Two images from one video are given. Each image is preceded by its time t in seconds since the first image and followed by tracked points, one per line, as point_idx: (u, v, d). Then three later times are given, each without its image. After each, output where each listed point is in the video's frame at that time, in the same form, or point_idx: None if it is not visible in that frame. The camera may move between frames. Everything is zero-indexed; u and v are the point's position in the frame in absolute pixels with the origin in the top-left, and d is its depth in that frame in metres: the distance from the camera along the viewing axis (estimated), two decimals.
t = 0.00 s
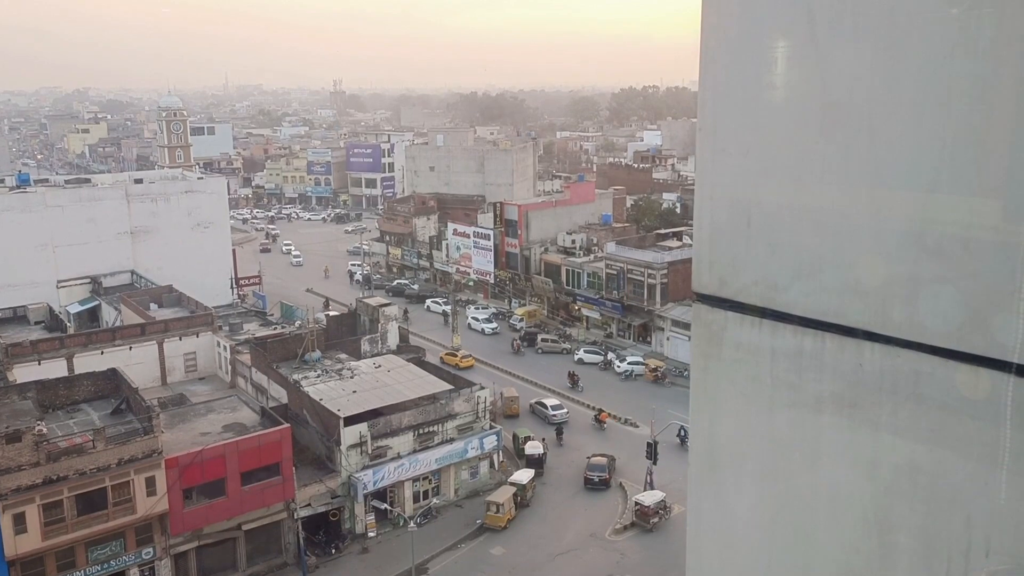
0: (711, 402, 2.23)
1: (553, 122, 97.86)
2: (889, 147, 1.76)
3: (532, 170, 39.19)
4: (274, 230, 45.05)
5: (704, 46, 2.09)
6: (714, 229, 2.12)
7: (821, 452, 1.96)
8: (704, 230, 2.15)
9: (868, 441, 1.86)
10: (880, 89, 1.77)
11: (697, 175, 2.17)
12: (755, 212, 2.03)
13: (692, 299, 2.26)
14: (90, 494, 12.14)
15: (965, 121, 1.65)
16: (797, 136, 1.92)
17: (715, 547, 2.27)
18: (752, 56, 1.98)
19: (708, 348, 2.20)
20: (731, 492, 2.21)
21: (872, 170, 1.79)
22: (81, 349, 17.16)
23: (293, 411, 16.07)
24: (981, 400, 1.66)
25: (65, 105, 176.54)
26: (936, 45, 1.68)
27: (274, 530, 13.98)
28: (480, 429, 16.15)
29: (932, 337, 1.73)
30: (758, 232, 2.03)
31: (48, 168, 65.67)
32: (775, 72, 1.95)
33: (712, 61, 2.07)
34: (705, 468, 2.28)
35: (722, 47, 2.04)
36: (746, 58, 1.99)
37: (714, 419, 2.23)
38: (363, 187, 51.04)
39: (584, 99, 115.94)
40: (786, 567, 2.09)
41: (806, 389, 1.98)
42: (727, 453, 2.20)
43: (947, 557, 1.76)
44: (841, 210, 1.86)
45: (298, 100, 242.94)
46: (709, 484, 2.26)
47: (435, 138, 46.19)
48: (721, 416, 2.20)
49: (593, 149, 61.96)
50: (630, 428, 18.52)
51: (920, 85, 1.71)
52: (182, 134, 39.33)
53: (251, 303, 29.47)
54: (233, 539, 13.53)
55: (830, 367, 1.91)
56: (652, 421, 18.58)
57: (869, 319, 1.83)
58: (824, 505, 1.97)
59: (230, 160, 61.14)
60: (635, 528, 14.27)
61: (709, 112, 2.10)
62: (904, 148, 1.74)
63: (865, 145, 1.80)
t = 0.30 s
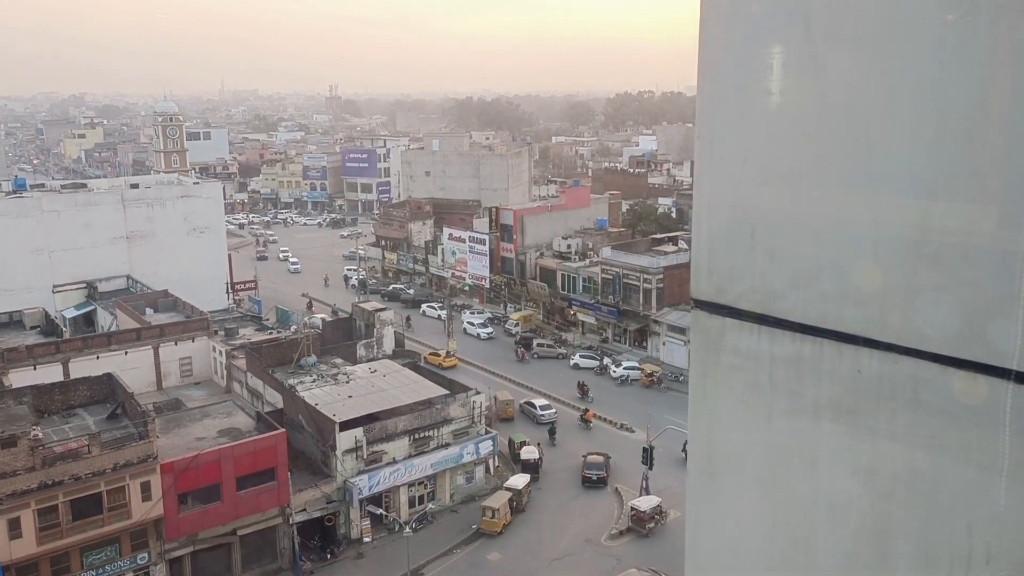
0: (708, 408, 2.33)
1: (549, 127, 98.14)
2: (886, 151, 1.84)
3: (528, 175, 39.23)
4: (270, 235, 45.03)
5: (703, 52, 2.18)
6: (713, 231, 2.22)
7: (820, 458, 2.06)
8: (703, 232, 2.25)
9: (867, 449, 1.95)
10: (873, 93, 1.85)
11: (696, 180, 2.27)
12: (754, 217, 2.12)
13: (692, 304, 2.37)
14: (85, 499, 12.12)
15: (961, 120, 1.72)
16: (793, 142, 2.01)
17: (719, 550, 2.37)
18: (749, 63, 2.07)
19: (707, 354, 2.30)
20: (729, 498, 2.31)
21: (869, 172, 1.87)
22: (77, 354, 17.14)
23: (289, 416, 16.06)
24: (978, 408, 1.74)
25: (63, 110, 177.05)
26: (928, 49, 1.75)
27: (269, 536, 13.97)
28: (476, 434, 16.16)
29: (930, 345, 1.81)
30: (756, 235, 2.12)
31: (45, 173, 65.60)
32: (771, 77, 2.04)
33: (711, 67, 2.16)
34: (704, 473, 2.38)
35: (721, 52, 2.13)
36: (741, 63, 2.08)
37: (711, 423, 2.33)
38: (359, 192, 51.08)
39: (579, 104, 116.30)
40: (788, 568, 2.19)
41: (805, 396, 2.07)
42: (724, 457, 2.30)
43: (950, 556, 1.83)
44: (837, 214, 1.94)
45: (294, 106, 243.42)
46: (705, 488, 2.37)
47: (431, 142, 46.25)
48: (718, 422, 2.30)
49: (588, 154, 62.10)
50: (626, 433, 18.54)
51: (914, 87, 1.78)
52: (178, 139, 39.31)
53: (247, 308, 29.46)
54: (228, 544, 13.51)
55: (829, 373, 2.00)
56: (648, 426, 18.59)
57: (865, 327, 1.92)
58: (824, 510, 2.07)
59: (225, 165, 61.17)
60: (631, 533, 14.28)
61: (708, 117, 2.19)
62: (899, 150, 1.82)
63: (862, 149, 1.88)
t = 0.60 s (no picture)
0: (712, 423, 2.60)
1: (548, 134, 98.18)
2: (890, 158, 2.04)
3: (527, 181, 39.22)
4: (269, 241, 45.00)
5: (709, 64, 2.42)
6: (718, 241, 2.47)
7: (826, 465, 2.28)
8: (708, 243, 2.50)
9: (873, 457, 2.16)
10: (867, 97, 2.07)
11: (703, 185, 2.50)
12: (759, 223, 2.35)
13: (693, 310, 2.62)
14: (85, 505, 12.12)
15: (948, 122, 1.93)
16: (794, 145, 2.24)
17: (736, 553, 2.57)
18: (752, 73, 2.30)
19: (713, 368, 2.57)
20: (735, 507, 2.56)
21: (871, 179, 2.08)
22: (77, 359, 17.14)
23: (288, 422, 16.06)
24: (980, 412, 1.93)
25: (64, 116, 177.15)
26: (917, 56, 1.96)
27: (269, 542, 13.96)
28: (475, 440, 16.16)
29: (933, 352, 2.01)
30: (757, 244, 2.36)
31: (44, 179, 65.55)
32: (772, 83, 2.27)
33: (716, 80, 2.40)
34: (708, 486, 2.63)
35: (725, 63, 2.36)
36: (744, 71, 2.32)
37: (715, 439, 2.60)
38: (358, 198, 51.11)
39: (578, 110, 116.38)
40: (798, 563, 2.40)
41: (811, 404, 2.30)
42: (729, 466, 2.56)
43: (960, 556, 2.02)
44: (835, 220, 2.17)
45: (294, 112, 243.77)
46: (712, 499, 2.62)
47: (430, 149, 46.26)
48: (721, 437, 2.57)
49: (587, 160, 62.13)
50: (625, 440, 18.55)
51: (905, 92, 2.00)
52: (177, 146, 39.33)
53: (247, 314, 29.41)
54: (226, 551, 13.46)
55: (833, 383, 2.23)
56: (647, 433, 18.59)
57: (866, 333, 2.14)
58: (831, 516, 2.29)
59: (225, 171, 61.24)
60: (631, 540, 14.28)
61: (714, 125, 2.43)
62: (889, 150, 2.04)
63: (858, 153, 2.10)
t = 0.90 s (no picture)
0: (731, 428, 2.63)
1: (561, 141, 98.23)
2: (909, 163, 2.09)
3: (540, 188, 39.21)
4: (283, 248, 45.22)
5: (725, 70, 2.48)
6: (735, 250, 2.51)
7: (846, 473, 2.31)
8: (725, 250, 2.54)
9: (893, 466, 2.19)
10: (881, 100, 2.13)
11: (719, 190, 2.56)
12: (776, 230, 2.40)
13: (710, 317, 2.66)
14: (103, 510, 12.22)
15: (962, 128, 1.99)
16: (809, 150, 2.29)
17: (755, 561, 2.60)
18: (767, 78, 2.36)
19: (730, 374, 2.61)
20: (753, 514, 2.58)
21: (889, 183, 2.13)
22: (94, 366, 17.27)
23: (302, 428, 16.09)
24: (1002, 418, 1.96)
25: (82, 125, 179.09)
26: (931, 60, 2.03)
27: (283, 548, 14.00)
28: (489, 447, 16.15)
29: (952, 359, 2.05)
30: (776, 250, 2.41)
31: (62, 188, 66.22)
32: (787, 90, 2.33)
33: (731, 87, 2.46)
34: (725, 492, 2.67)
35: (739, 69, 2.43)
36: (758, 76, 2.38)
37: (731, 444, 2.63)
38: (372, 206, 51.32)
39: (591, 117, 116.41)
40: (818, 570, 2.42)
41: (830, 413, 2.33)
42: (745, 473, 2.58)
43: (980, 563, 2.04)
44: (852, 222, 2.22)
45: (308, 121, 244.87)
46: (729, 505, 2.65)
47: (443, 156, 46.37)
48: (739, 441, 2.59)
49: (601, 167, 62.12)
50: (640, 447, 18.49)
51: (919, 96, 2.06)
52: (193, 154, 39.64)
53: (261, 320, 29.56)
54: (241, 557, 13.50)
55: (852, 389, 2.26)
56: (662, 441, 18.52)
57: (884, 341, 2.18)
58: (852, 525, 2.31)
59: (240, 179, 61.68)
60: (645, 548, 14.22)
61: (732, 132, 2.48)
62: (904, 152, 2.10)
63: (877, 159, 2.15)
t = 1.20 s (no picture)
0: (756, 436, 2.63)
1: (581, 147, 98.24)
2: (939, 170, 2.07)
3: (560, 194, 39.19)
4: (304, 254, 45.55)
5: (749, 75, 2.48)
6: (759, 257, 2.52)
7: (873, 482, 2.28)
8: (750, 256, 2.55)
9: (922, 477, 2.16)
10: (905, 105, 2.12)
11: (743, 194, 2.56)
12: (801, 236, 2.40)
13: (736, 322, 2.66)
14: (125, 514, 12.34)
15: (986, 134, 1.98)
16: (833, 155, 2.29)
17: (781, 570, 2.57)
18: (791, 84, 2.37)
19: (754, 381, 2.61)
20: (778, 523, 2.57)
21: (917, 187, 2.11)
22: (118, 370, 17.48)
23: (322, 433, 16.14)
24: None
25: (107, 133, 181.80)
26: (956, 67, 2.01)
27: (303, 553, 14.04)
28: (508, 454, 16.12)
29: (980, 369, 2.01)
30: (799, 256, 2.40)
31: (88, 196, 67.21)
32: (810, 95, 2.33)
33: (755, 91, 2.47)
34: (749, 499, 2.66)
35: (764, 73, 2.44)
36: (782, 82, 2.39)
37: (757, 451, 2.63)
38: (392, 212, 51.57)
39: (610, 122, 116.33)
40: None
41: (856, 421, 2.31)
42: (771, 481, 2.57)
43: None
44: (875, 230, 2.21)
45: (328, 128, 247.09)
46: (754, 513, 2.65)
47: (463, 163, 46.50)
48: (765, 450, 2.59)
49: (620, 173, 62.05)
50: (660, 455, 18.39)
51: (941, 103, 2.05)
52: (216, 161, 40.07)
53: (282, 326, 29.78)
54: (262, 562, 13.56)
55: (876, 398, 2.25)
56: (682, 449, 18.40)
57: (908, 350, 2.17)
58: (878, 535, 2.28)
59: (262, 186, 62.26)
60: (666, 556, 14.12)
61: (756, 137, 2.49)
62: (926, 159, 2.09)
63: (904, 167, 2.13)
